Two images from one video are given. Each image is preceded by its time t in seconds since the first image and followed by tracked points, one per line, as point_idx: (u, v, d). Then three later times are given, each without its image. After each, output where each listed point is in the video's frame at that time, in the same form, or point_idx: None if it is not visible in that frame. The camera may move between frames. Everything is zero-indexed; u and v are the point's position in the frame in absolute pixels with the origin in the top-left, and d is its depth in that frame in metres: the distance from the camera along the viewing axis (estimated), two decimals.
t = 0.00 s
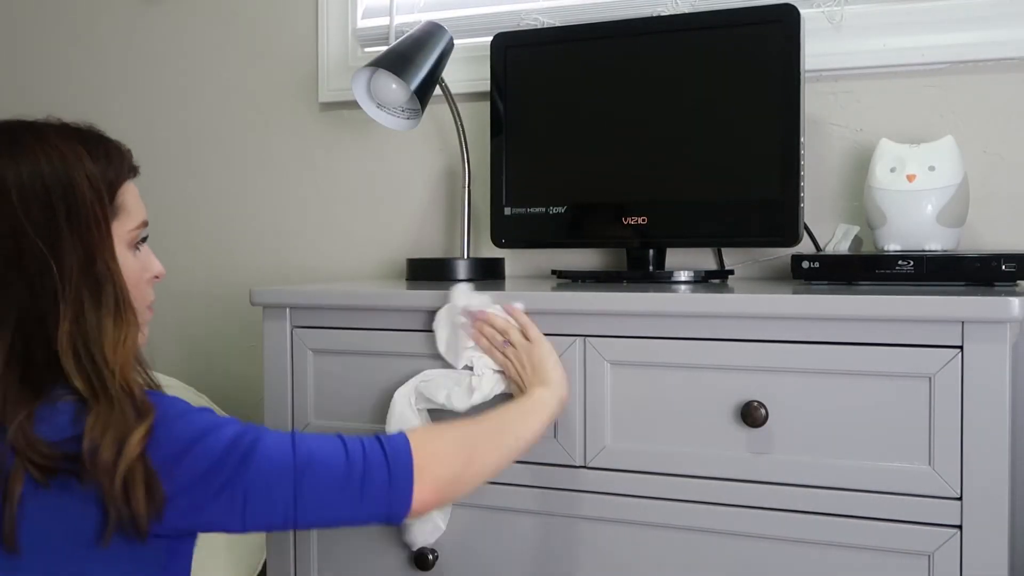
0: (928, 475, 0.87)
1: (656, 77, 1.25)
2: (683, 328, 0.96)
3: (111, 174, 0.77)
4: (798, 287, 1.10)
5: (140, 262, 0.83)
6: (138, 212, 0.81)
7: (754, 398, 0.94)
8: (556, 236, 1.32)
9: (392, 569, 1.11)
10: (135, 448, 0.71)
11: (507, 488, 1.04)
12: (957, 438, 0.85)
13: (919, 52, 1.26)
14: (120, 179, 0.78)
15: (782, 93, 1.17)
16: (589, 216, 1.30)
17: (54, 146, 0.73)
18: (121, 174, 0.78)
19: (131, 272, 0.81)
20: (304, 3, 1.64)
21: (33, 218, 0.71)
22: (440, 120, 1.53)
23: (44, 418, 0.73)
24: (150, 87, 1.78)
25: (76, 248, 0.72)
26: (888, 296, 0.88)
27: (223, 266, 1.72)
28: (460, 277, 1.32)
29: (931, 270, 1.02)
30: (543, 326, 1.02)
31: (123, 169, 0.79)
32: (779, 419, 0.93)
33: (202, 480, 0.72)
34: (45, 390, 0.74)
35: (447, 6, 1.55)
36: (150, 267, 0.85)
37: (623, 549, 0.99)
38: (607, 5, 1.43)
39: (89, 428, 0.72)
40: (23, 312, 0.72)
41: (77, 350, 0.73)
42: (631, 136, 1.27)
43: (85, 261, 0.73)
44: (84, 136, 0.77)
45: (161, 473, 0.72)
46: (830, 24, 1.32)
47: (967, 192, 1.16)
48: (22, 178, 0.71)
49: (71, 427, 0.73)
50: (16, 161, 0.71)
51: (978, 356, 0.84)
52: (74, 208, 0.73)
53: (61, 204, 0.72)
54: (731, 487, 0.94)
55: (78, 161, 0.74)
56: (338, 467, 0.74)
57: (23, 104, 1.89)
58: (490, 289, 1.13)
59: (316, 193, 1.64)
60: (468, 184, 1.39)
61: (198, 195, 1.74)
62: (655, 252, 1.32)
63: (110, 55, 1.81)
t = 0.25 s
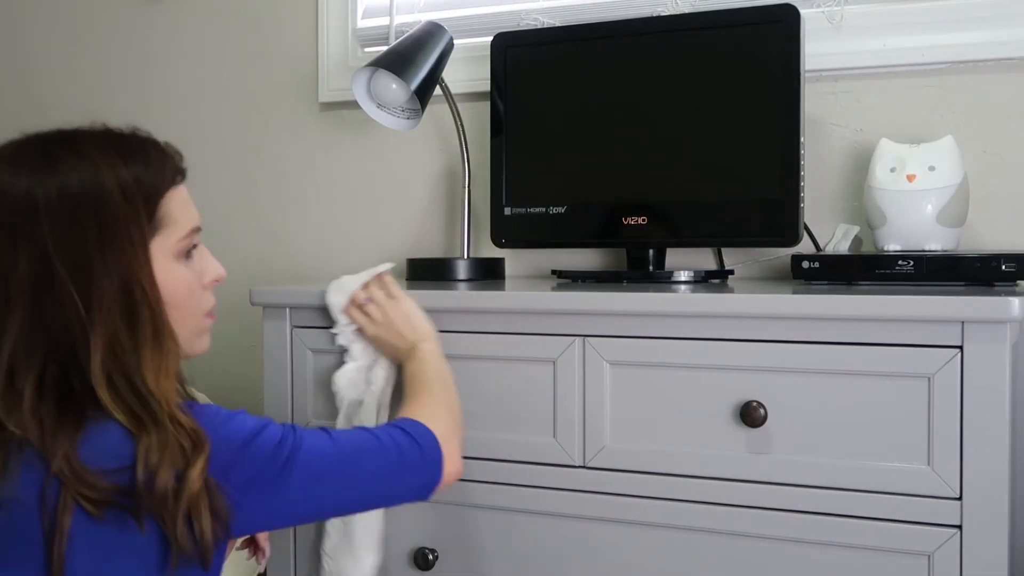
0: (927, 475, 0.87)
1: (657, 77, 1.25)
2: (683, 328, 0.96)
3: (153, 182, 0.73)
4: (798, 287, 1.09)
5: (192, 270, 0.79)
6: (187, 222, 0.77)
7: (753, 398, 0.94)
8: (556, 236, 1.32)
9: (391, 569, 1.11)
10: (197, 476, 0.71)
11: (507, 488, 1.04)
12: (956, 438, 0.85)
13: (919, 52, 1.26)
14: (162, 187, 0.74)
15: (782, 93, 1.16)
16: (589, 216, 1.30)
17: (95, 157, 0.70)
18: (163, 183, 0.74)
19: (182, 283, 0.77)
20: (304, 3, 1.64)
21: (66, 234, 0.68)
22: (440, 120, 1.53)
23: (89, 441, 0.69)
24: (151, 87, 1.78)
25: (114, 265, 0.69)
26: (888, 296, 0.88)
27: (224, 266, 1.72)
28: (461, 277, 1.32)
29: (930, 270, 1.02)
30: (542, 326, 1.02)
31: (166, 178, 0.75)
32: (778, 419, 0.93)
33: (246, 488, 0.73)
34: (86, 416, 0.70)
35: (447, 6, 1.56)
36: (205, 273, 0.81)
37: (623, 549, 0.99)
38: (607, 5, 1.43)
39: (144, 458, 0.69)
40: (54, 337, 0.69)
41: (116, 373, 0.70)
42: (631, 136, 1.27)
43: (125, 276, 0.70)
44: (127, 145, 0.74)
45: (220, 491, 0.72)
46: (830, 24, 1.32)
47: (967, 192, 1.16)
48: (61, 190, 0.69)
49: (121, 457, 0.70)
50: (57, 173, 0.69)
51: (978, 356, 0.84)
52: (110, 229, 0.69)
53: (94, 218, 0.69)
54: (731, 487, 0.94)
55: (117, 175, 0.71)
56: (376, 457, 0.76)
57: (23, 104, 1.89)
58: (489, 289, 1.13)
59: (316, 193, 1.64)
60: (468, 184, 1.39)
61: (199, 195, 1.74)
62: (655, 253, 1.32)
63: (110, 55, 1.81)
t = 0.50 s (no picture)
0: (927, 475, 0.87)
1: (657, 77, 1.25)
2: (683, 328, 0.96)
3: (370, 236, 0.68)
4: (798, 287, 1.10)
5: (402, 321, 0.72)
6: (399, 278, 0.71)
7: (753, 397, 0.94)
8: (556, 236, 1.32)
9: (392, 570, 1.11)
10: (337, 538, 0.61)
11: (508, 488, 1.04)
12: (956, 439, 0.86)
13: (919, 52, 1.26)
14: (381, 243, 0.69)
15: (782, 93, 1.16)
16: (589, 216, 1.30)
17: (307, 209, 0.67)
18: (381, 237, 0.69)
19: (386, 337, 0.70)
20: (304, 3, 1.64)
21: (258, 280, 0.66)
22: (441, 120, 1.53)
23: (253, 471, 0.64)
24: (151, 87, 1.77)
25: (280, 305, 0.65)
26: (887, 296, 0.88)
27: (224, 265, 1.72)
28: (461, 278, 1.32)
29: (930, 270, 1.02)
30: (543, 326, 1.02)
31: (385, 234, 0.70)
32: (778, 419, 0.93)
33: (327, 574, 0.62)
34: (256, 457, 0.64)
35: (446, 6, 1.56)
36: (413, 321, 0.73)
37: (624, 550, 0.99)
38: (607, 5, 1.43)
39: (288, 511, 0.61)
40: (256, 376, 0.66)
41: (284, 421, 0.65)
42: (631, 136, 1.27)
43: (284, 313, 0.65)
44: (347, 201, 0.70)
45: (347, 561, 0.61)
46: (830, 24, 1.32)
47: (967, 192, 1.16)
48: (271, 238, 0.66)
49: (270, 500, 0.63)
50: (274, 224, 0.67)
51: (978, 356, 0.84)
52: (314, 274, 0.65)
53: (297, 271, 0.65)
54: (731, 488, 0.94)
55: (339, 242, 0.67)
56: (515, 545, 0.60)
57: (23, 104, 1.89)
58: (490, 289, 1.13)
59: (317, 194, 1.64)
60: (468, 184, 1.39)
61: (199, 195, 1.74)
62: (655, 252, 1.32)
63: (110, 55, 1.81)
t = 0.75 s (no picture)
0: (927, 475, 0.87)
1: (657, 77, 1.25)
2: (681, 328, 0.96)
3: (576, 181, 0.69)
4: (798, 287, 1.10)
5: (578, 279, 0.71)
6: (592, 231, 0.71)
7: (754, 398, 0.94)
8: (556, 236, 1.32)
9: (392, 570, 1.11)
10: (502, 482, 0.66)
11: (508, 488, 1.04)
12: (956, 439, 0.86)
13: (919, 52, 1.26)
14: (584, 188, 0.70)
15: (782, 93, 1.16)
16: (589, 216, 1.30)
17: (524, 140, 0.70)
18: (589, 180, 0.70)
19: (558, 291, 0.70)
20: (304, 3, 1.64)
21: (473, 197, 0.68)
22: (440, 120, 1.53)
23: (429, 398, 0.68)
24: (150, 87, 1.77)
25: (496, 236, 0.67)
26: (887, 296, 0.88)
27: (225, 265, 1.72)
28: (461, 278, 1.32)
29: (931, 270, 1.02)
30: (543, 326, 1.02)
31: (594, 176, 0.70)
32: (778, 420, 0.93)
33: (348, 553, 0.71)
34: (440, 372, 0.69)
35: (446, 6, 1.56)
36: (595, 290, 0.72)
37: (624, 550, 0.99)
38: (606, 5, 1.43)
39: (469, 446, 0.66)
40: (445, 292, 0.69)
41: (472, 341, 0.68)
42: (632, 136, 1.27)
43: (496, 245, 0.67)
44: (562, 139, 0.71)
45: (508, 511, 0.67)
46: (830, 24, 1.32)
47: (968, 192, 1.16)
48: (479, 157, 0.69)
49: (449, 425, 0.67)
50: (487, 145, 0.70)
51: (977, 357, 0.84)
52: (515, 210, 0.67)
53: (500, 201, 0.67)
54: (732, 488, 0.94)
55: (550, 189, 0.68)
56: None
57: (22, 103, 1.89)
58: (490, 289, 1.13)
59: (317, 193, 1.64)
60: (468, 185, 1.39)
61: (198, 194, 1.74)
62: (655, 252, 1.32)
63: (110, 54, 1.81)
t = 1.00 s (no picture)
0: (927, 475, 0.87)
1: (657, 77, 1.25)
2: (681, 328, 0.96)
3: (620, 338, 0.73)
4: (797, 288, 1.10)
5: (602, 421, 0.77)
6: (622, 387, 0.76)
7: (753, 398, 0.94)
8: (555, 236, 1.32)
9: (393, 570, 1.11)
10: None
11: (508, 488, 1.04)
12: (956, 438, 0.85)
13: (920, 52, 1.26)
14: (627, 349, 0.74)
15: (782, 93, 1.16)
16: (589, 215, 1.30)
17: (573, 281, 0.72)
18: (632, 344, 0.74)
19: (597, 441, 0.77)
20: (305, 3, 1.64)
21: (532, 345, 0.70)
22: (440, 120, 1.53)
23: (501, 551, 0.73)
24: (150, 87, 1.77)
25: (564, 389, 0.70)
26: (887, 296, 0.88)
27: (225, 265, 1.72)
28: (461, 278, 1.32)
29: (931, 270, 1.02)
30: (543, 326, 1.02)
31: (637, 340, 0.74)
32: (778, 419, 0.93)
33: None
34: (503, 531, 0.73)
35: (446, 6, 1.56)
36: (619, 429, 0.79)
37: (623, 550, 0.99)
38: (606, 5, 1.43)
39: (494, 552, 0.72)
40: (513, 450, 0.72)
41: (520, 471, 0.72)
42: (632, 136, 1.27)
43: (557, 399, 0.70)
44: (610, 291, 0.73)
45: None
46: (830, 24, 1.32)
47: (968, 192, 1.15)
48: (536, 302, 0.71)
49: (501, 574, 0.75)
50: (540, 286, 0.71)
51: (977, 356, 0.84)
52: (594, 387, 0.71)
53: (571, 342, 0.70)
54: (732, 488, 0.94)
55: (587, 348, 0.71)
56: None
57: (22, 103, 1.88)
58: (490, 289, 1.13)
59: (317, 194, 1.64)
60: (468, 184, 1.39)
61: (199, 194, 1.74)
62: (655, 252, 1.32)
63: (110, 54, 1.80)
